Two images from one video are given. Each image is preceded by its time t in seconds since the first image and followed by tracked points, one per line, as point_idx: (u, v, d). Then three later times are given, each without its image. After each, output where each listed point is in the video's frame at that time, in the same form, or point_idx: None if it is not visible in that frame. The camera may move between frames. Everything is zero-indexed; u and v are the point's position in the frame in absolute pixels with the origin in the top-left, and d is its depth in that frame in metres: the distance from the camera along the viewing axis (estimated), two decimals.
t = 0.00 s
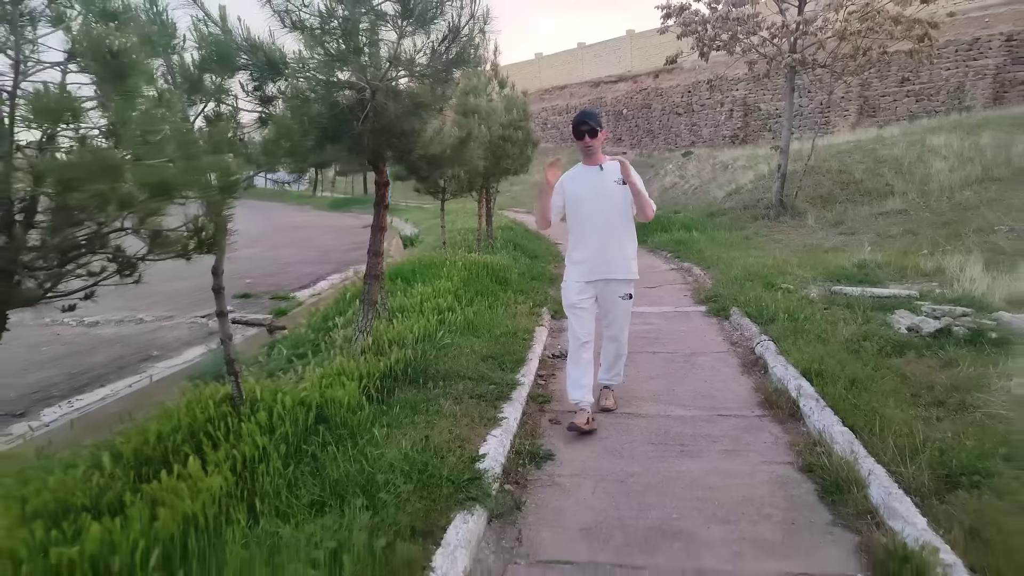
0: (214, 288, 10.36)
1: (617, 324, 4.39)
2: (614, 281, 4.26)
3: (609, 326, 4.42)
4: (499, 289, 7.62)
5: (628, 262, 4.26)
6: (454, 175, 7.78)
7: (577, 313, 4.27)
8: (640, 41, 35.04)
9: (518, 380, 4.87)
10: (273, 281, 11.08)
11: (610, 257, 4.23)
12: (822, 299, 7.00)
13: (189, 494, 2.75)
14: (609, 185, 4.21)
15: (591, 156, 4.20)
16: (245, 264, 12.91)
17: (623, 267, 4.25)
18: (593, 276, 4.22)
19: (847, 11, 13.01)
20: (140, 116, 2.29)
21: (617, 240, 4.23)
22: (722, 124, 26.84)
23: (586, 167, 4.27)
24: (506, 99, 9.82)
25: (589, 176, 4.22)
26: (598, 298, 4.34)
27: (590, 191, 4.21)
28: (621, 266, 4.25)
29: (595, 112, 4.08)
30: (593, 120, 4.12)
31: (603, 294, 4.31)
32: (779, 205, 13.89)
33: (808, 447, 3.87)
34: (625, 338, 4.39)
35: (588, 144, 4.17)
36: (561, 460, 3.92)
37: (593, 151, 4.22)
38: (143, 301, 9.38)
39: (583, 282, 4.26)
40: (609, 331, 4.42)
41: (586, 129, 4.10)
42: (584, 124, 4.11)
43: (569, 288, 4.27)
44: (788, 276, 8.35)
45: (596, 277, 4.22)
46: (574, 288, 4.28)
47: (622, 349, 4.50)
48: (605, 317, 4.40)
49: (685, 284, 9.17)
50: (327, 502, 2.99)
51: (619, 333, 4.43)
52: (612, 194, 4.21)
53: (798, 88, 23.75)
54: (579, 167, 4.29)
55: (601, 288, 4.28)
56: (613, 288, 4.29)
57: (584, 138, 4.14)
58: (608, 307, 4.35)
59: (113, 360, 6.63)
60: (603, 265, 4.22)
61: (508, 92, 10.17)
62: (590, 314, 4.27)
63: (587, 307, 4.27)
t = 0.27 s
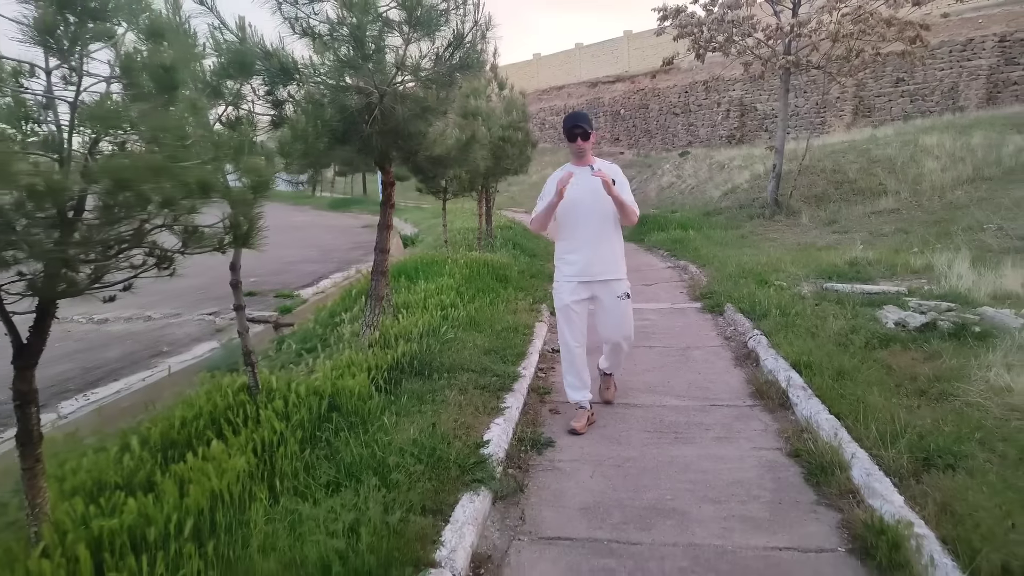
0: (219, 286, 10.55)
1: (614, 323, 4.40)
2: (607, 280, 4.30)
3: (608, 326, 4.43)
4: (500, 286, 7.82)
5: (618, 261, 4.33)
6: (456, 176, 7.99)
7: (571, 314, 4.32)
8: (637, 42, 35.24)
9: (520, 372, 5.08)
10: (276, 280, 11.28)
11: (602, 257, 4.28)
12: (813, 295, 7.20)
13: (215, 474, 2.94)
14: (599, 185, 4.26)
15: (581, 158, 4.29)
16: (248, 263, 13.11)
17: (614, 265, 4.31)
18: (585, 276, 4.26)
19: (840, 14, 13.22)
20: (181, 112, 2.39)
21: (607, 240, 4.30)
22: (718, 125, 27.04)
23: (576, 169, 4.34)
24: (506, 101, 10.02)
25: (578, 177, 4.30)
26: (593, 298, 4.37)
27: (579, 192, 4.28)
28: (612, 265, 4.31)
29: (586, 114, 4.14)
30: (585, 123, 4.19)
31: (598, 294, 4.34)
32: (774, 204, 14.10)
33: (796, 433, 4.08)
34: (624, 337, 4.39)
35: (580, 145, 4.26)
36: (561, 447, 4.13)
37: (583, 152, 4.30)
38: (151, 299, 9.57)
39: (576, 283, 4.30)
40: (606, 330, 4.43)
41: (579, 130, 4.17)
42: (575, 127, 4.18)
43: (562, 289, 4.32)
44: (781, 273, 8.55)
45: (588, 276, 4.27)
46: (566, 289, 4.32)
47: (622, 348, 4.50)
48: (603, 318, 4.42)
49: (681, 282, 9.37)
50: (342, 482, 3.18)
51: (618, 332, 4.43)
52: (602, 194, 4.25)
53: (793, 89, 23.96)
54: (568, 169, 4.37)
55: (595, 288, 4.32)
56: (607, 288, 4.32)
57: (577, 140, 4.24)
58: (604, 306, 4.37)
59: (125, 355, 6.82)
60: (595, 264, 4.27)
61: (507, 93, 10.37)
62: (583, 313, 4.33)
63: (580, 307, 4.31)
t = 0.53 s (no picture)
0: (222, 283, 10.71)
1: (608, 322, 4.26)
2: (600, 277, 4.24)
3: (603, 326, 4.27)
4: (500, 282, 8.02)
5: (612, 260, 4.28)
6: (457, 175, 8.17)
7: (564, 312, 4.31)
8: (633, 42, 35.45)
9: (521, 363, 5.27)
10: (278, 277, 11.44)
11: (595, 254, 4.22)
12: (805, 291, 7.41)
13: (238, 454, 3.12)
14: (594, 183, 4.23)
15: (580, 156, 4.26)
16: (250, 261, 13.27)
17: (607, 263, 4.26)
18: (578, 272, 4.24)
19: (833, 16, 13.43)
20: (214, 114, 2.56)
21: (602, 239, 4.25)
22: (713, 124, 27.26)
23: (574, 167, 4.32)
24: (505, 101, 10.20)
25: (574, 175, 4.28)
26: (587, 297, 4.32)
27: (574, 189, 4.25)
28: (605, 262, 4.25)
29: (586, 112, 4.12)
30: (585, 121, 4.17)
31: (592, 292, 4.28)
32: (768, 203, 14.31)
33: (786, 420, 4.27)
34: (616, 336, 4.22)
35: (578, 144, 4.24)
36: (562, 433, 4.32)
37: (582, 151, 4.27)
38: (156, 295, 9.74)
39: (569, 281, 4.28)
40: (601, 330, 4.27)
41: (578, 128, 4.15)
42: (575, 125, 4.17)
43: (556, 286, 4.30)
44: (774, 270, 8.75)
45: (581, 272, 4.24)
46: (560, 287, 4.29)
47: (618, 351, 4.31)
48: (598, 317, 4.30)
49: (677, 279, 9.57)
50: (357, 463, 3.36)
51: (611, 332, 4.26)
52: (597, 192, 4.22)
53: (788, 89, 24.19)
54: (567, 167, 4.33)
55: (589, 286, 4.27)
56: (601, 285, 4.25)
57: (576, 138, 4.21)
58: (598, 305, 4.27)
59: (134, 349, 6.99)
60: (588, 260, 4.22)
61: (506, 94, 10.54)
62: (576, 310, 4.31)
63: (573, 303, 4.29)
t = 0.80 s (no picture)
0: (226, 281, 10.88)
1: (604, 329, 4.14)
2: (599, 283, 4.14)
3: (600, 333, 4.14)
4: (502, 279, 8.22)
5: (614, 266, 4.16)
6: (459, 174, 8.36)
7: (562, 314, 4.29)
8: (630, 44, 35.72)
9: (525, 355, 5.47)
10: (281, 275, 11.61)
11: (596, 259, 4.13)
12: (798, 288, 7.61)
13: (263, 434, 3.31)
14: (599, 188, 4.12)
15: (588, 159, 4.12)
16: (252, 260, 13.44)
17: (608, 269, 4.14)
18: (576, 276, 4.17)
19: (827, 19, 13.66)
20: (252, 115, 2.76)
21: (604, 244, 4.15)
22: (709, 126, 27.50)
23: (581, 169, 4.18)
24: (505, 103, 10.39)
25: (579, 177, 4.16)
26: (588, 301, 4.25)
27: (577, 193, 4.15)
28: (606, 269, 4.14)
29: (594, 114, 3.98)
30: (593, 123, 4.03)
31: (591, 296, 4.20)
32: (763, 204, 14.54)
33: (778, 407, 4.48)
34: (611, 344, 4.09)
35: (587, 146, 4.08)
36: (565, 420, 4.51)
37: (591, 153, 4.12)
38: (162, 292, 9.90)
39: (569, 284, 4.23)
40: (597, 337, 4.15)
41: (586, 131, 4.01)
42: (582, 126, 4.03)
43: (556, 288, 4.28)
44: (769, 268, 8.96)
45: (579, 276, 4.16)
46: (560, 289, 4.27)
47: (614, 362, 4.13)
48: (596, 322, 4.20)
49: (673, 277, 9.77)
50: (374, 444, 3.56)
51: (606, 341, 4.12)
52: (601, 196, 4.11)
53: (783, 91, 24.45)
54: (575, 168, 4.22)
55: (588, 290, 4.20)
56: (599, 291, 4.16)
57: (584, 140, 4.06)
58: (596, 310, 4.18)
59: (145, 344, 7.17)
60: (588, 264, 4.14)
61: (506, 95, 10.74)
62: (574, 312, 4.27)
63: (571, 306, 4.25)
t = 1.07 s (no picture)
0: (228, 280, 11.04)
1: (608, 328, 4.30)
2: (603, 283, 4.31)
3: (603, 332, 4.32)
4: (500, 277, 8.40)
5: (618, 266, 4.32)
6: (458, 175, 8.55)
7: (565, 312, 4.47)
8: (624, 45, 35.95)
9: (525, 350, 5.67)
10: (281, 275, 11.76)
11: (600, 260, 4.30)
12: (789, 285, 7.83)
13: (282, 422, 3.50)
14: (603, 188, 4.27)
15: (594, 158, 4.25)
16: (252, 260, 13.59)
17: (612, 269, 4.30)
18: (580, 276, 4.35)
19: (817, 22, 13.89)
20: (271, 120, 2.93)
21: (609, 245, 4.31)
22: (702, 126, 27.75)
23: (587, 169, 4.34)
24: (503, 105, 10.57)
25: (584, 178, 4.33)
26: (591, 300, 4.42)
27: (582, 193, 4.33)
28: (610, 269, 4.31)
29: (599, 115, 4.10)
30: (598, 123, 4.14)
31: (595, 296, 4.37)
32: (756, 203, 14.76)
33: (768, 397, 4.69)
34: (614, 344, 4.26)
35: (591, 146, 4.20)
36: (564, 411, 4.71)
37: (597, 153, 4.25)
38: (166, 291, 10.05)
39: (573, 283, 4.41)
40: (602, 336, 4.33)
41: (591, 131, 4.13)
42: (587, 127, 4.16)
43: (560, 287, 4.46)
44: (760, 266, 9.18)
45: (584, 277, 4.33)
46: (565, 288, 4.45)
47: (616, 359, 4.30)
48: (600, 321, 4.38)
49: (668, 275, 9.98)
50: (385, 432, 3.75)
51: (610, 341, 4.30)
52: (604, 196, 4.27)
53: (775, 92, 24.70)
54: (581, 168, 4.37)
55: (591, 290, 4.37)
56: (603, 291, 4.32)
57: (589, 141, 4.20)
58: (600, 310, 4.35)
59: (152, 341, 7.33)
60: (593, 265, 4.30)
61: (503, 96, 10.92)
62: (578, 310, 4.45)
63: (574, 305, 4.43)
